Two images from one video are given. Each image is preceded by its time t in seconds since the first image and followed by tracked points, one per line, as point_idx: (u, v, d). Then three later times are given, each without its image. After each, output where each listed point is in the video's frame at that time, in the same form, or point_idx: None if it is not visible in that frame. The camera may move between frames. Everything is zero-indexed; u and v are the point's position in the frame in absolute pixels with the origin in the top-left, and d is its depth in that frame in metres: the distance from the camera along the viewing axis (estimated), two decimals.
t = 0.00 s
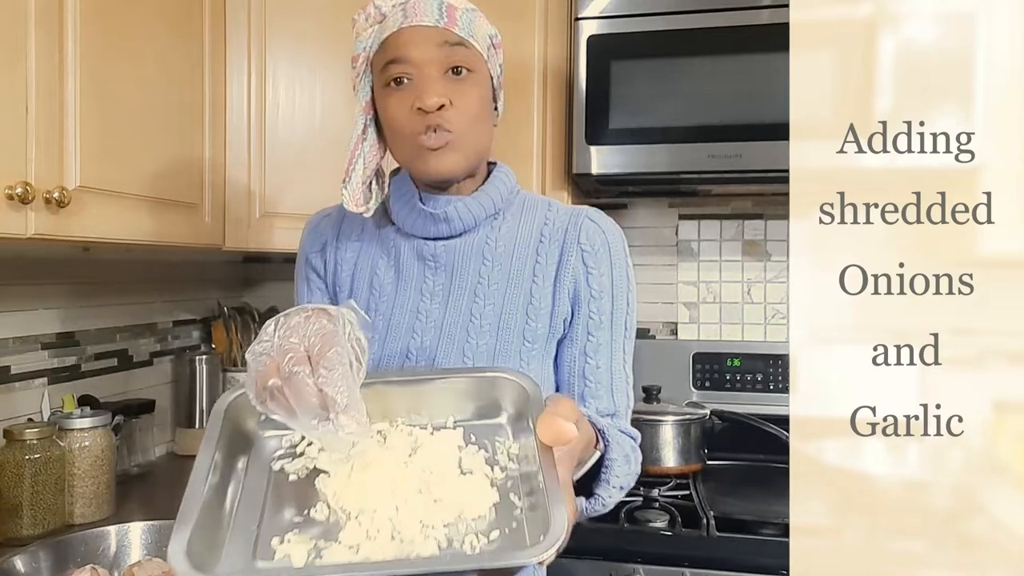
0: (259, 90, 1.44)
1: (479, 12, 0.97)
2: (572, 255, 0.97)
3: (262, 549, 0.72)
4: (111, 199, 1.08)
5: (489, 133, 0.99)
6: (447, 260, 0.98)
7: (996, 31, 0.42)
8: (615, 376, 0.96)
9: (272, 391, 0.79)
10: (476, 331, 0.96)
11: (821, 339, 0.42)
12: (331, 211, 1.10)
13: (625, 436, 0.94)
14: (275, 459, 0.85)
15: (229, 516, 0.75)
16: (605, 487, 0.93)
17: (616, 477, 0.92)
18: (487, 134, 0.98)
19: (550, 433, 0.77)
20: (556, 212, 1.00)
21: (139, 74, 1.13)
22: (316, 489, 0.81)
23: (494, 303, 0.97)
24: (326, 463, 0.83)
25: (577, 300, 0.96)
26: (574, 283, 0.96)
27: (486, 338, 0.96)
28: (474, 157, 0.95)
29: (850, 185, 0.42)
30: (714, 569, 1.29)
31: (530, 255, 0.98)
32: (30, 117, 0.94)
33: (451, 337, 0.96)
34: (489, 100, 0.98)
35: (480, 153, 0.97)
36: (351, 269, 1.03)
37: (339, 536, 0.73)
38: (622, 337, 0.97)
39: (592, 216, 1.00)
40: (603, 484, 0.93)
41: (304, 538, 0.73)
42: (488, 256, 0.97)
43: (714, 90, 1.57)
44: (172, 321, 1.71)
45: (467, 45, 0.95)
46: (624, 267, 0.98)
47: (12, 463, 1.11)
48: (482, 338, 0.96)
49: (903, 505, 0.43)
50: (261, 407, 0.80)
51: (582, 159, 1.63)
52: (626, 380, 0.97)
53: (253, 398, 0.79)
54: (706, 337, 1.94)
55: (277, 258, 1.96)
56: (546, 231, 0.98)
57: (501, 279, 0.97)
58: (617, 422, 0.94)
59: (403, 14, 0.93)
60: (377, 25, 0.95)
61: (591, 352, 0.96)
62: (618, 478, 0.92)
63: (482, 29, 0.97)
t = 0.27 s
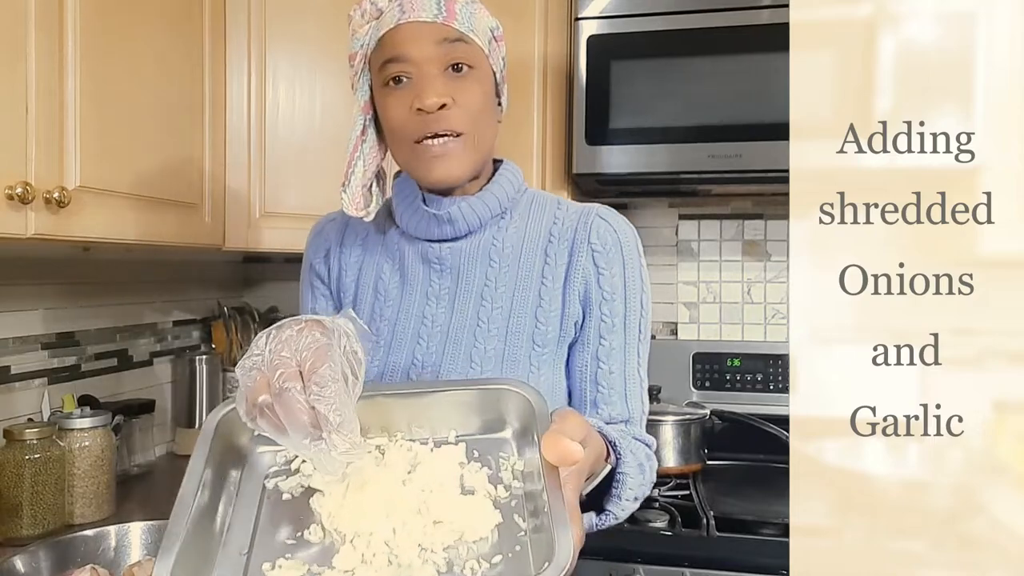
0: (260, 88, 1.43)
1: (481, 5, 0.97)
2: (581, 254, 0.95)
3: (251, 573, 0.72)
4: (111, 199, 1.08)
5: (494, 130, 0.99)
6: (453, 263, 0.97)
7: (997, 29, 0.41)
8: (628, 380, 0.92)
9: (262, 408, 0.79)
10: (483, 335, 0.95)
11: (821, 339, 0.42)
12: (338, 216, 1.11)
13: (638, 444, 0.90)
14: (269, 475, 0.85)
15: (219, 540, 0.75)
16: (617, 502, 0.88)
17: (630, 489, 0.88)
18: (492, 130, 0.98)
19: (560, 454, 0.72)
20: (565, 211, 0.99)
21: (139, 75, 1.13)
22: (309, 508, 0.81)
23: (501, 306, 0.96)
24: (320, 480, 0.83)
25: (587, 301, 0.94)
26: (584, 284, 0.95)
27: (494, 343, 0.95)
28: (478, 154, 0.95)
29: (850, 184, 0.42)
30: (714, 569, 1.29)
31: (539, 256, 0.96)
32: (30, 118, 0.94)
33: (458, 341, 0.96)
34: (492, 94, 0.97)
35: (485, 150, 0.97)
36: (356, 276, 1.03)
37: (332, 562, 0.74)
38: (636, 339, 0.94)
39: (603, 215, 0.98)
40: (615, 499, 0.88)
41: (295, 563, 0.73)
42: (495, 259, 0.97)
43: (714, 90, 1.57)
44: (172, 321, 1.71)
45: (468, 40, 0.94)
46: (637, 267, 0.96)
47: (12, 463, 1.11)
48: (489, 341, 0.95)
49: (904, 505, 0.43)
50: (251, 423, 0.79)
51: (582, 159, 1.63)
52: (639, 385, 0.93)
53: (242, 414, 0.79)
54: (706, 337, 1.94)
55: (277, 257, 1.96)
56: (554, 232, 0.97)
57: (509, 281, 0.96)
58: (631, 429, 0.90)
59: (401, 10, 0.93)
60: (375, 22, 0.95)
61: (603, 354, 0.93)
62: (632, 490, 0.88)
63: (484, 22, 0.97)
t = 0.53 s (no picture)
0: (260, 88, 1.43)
1: (468, 4, 0.97)
2: (592, 253, 0.94)
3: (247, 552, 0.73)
4: (111, 199, 1.08)
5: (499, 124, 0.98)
6: (463, 263, 0.97)
7: (996, 29, 0.41)
8: (638, 379, 0.89)
9: (260, 389, 0.77)
10: (494, 335, 0.95)
11: (821, 339, 0.42)
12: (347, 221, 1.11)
13: (648, 447, 0.87)
14: (266, 462, 0.86)
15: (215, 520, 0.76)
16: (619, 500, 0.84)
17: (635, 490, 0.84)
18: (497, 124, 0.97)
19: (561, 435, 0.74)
20: (576, 210, 0.98)
21: (139, 75, 1.13)
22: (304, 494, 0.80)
23: (511, 306, 0.95)
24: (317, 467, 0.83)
25: (597, 301, 0.93)
26: (594, 284, 0.93)
27: (506, 343, 0.94)
28: (485, 148, 0.95)
29: (850, 184, 0.42)
30: (714, 569, 1.29)
31: (549, 256, 0.96)
32: (30, 117, 0.94)
33: (467, 341, 0.95)
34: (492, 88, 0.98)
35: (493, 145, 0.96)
36: (365, 279, 1.03)
37: (328, 542, 0.72)
38: (647, 339, 0.91)
39: (615, 215, 0.97)
40: (615, 496, 0.85)
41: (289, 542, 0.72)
42: (506, 259, 0.96)
43: (714, 91, 1.57)
44: (172, 321, 1.72)
45: (462, 36, 0.95)
46: (649, 266, 0.94)
47: (12, 463, 1.11)
48: (499, 341, 0.94)
49: (903, 505, 0.43)
50: (248, 407, 0.78)
51: (582, 159, 1.63)
52: (650, 387, 0.90)
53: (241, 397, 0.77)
54: (706, 337, 1.94)
55: (277, 257, 1.97)
56: (566, 232, 0.96)
57: (520, 281, 0.95)
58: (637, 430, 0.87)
59: (393, 14, 0.94)
60: (367, 32, 0.96)
61: (613, 355, 0.90)
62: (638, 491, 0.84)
63: (474, 19, 0.97)
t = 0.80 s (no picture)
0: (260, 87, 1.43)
1: (478, 7, 0.99)
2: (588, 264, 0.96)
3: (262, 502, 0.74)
4: (111, 199, 1.08)
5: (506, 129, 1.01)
6: (461, 262, 0.99)
7: (996, 29, 0.41)
8: (622, 390, 0.94)
9: (288, 375, 0.84)
10: (486, 332, 0.96)
11: (821, 339, 0.42)
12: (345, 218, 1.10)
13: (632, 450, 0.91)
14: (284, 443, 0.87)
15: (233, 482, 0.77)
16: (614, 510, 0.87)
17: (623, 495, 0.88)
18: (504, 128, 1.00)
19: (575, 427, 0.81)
20: (575, 219, 0.99)
21: (139, 75, 1.13)
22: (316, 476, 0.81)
23: (505, 305, 0.97)
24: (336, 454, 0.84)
25: (589, 306, 0.95)
26: (587, 290, 0.95)
27: (496, 340, 0.96)
28: (494, 151, 0.98)
29: (850, 184, 0.42)
30: (714, 569, 1.29)
31: (544, 259, 0.97)
32: (30, 118, 0.94)
33: (460, 337, 0.96)
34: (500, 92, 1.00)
35: (498, 148, 0.99)
36: (363, 273, 1.03)
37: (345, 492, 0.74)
38: (631, 352, 0.95)
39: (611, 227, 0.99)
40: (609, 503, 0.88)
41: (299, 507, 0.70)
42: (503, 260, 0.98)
43: (714, 90, 1.57)
44: (173, 321, 1.72)
45: (473, 41, 0.97)
46: (638, 282, 0.97)
47: (12, 463, 1.11)
48: (492, 339, 0.96)
49: (903, 504, 0.43)
50: (273, 394, 0.86)
51: (582, 158, 1.63)
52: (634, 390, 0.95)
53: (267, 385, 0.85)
54: (706, 337, 1.93)
55: (277, 257, 1.97)
56: (562, 241, 0.98)
57: (516, 282, 0.97)
58: (620, 439, 0.90)
59: (404, 17, 0.95)
60: (379, 33, 0.98)
61: (602, 358, 0.95)
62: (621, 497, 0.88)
63: (484, 22, 0.99)
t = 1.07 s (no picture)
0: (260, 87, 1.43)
1: (507, 29, 0.97)
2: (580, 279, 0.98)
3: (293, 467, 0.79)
4: (111, 199, 1.08)
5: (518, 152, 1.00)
6: (461, 268, 0.99)
7: (996, 30, 0.41)
8: (605, 393, 0.95)
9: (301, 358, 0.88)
10: (481, 338, 0.97)
11: (821, 338, 0.42)
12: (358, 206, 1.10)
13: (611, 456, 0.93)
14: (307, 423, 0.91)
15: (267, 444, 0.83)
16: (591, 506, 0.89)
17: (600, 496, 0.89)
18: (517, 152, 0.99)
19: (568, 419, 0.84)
20: (571, 236, 1.01)
21: (140, 75, 1.13)
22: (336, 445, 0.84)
23: (500, 312, 0.97)
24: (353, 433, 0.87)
25: (581, 319, 0.97)
26: (579, 304, 0.97)
27: (490, 345, 0.97)
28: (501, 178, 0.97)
29: (850, 184, 0.42)
30: (713, 568, 1.29)
31: (540, 271, 0.98)
32: (30, 118, 0.94)
33: (455, 340, 0.97)
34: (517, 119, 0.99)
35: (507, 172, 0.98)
36: (366, 270, 1.03)
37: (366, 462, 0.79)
38: (616, 362, 0.97)
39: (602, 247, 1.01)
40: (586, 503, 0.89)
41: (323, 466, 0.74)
42: (503, 270, 0.98)
43: (715, 91, 1.57)
44: (173, 321, 1.72)
45: (499, 70, 0.95)
46: (626, 296, 0.98)
47: (12, 463, 1.11)
48: (486, 344, 0.97)
49: (903, 504, 0.43)
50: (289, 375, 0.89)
51: (582, 158, 1.63)
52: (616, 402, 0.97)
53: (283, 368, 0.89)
54: (706, 337, 1.93)
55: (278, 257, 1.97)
56: (557, 254, 0.99)
57: (511, 291, 0.98)
58: (600, 441, 0.90)
59: (434, 37, 0.93)
60: (408, 47, 0.95)
61: (586, 369, 0.96)
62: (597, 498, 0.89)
63: (511, 46, 0.97)
